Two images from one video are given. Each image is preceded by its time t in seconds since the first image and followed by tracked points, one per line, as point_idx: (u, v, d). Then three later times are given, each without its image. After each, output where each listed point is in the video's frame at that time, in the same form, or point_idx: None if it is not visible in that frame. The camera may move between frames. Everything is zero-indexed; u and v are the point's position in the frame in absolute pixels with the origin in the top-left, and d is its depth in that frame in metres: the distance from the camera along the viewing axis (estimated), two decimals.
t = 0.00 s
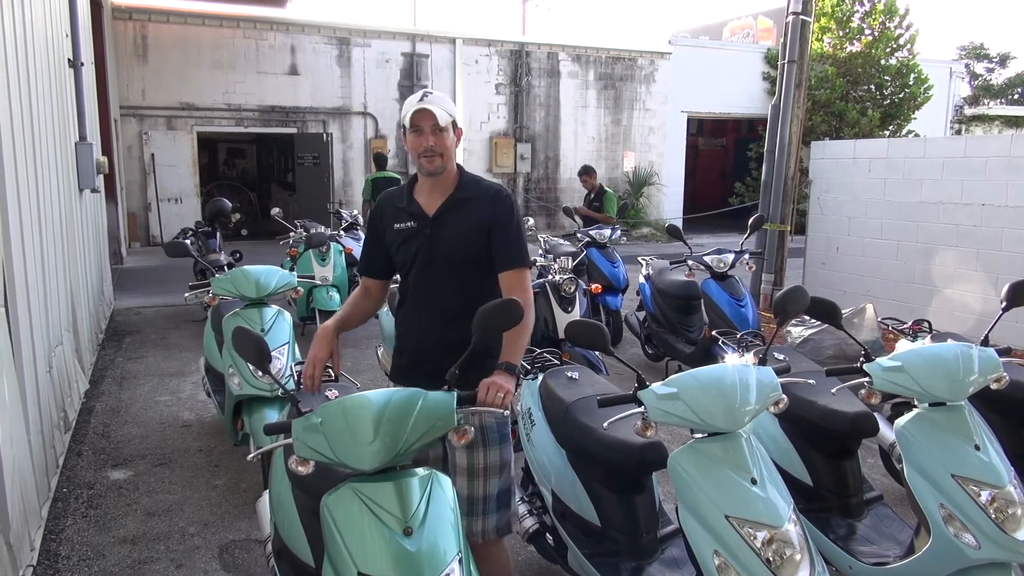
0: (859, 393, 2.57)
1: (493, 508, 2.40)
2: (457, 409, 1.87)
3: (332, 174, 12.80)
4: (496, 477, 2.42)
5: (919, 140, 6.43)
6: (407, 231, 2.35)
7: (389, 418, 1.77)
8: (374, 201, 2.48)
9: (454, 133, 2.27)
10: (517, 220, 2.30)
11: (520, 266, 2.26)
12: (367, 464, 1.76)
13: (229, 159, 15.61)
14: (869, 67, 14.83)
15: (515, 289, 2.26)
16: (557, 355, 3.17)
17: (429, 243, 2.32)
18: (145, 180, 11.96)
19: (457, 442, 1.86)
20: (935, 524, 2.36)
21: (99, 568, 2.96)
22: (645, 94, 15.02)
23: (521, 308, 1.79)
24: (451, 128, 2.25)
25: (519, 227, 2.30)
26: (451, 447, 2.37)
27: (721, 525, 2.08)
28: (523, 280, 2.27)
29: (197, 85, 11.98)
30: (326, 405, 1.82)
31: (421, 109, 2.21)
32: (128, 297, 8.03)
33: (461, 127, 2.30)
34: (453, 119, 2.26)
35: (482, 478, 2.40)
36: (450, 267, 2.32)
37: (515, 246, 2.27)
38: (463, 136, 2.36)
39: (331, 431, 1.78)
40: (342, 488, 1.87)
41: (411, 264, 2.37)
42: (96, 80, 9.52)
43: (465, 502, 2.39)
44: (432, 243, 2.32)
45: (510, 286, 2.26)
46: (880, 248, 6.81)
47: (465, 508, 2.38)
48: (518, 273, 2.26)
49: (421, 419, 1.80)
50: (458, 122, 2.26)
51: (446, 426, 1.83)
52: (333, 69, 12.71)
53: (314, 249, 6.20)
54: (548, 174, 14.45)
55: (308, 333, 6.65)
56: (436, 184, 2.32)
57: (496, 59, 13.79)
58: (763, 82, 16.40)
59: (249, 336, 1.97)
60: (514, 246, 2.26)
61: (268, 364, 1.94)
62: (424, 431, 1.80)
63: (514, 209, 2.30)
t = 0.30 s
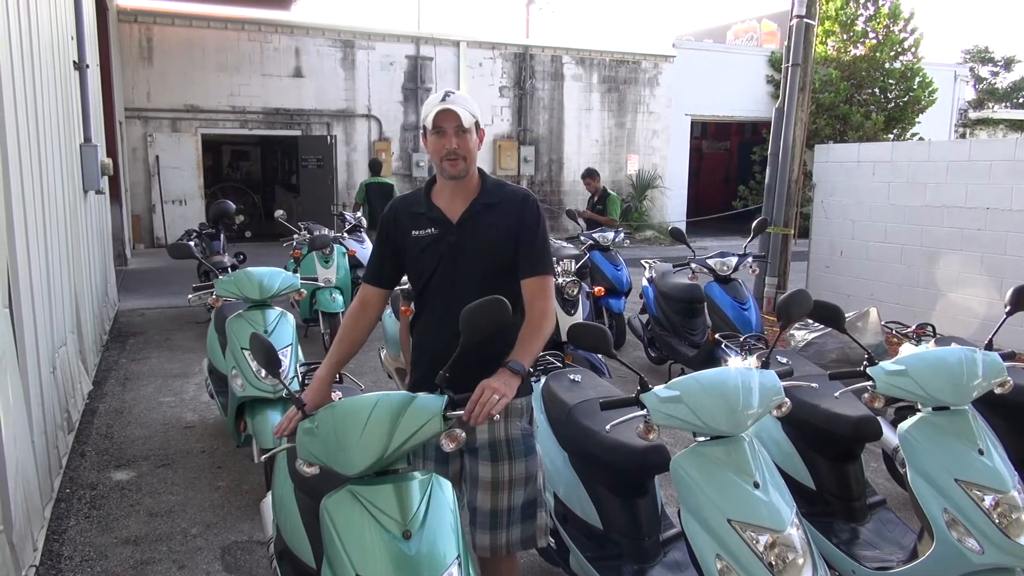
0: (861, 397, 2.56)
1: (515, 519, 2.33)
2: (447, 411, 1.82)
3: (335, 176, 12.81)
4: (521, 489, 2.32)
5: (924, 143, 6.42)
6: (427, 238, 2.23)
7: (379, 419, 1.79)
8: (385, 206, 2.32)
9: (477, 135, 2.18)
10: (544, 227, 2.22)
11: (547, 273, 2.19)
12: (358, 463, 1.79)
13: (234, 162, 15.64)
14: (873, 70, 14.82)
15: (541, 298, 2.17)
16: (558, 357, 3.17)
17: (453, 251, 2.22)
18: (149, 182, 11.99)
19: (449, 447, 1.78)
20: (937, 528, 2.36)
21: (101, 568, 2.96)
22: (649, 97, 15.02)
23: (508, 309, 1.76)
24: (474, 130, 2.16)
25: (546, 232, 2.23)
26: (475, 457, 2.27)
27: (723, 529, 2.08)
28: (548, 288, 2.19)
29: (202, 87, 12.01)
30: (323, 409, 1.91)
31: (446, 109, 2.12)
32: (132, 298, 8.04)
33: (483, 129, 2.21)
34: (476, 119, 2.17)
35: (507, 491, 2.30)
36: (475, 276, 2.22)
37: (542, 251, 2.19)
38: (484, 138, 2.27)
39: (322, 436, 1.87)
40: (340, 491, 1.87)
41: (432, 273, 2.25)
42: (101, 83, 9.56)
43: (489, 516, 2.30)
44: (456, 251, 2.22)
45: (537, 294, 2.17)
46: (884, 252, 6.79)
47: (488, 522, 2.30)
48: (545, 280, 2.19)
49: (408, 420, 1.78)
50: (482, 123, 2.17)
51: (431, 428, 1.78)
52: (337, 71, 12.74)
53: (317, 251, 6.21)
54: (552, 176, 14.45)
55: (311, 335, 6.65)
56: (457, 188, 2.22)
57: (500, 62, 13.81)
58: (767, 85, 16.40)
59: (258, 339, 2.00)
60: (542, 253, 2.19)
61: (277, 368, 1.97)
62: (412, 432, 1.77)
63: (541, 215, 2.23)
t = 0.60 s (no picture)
0: (864, 399, 2.55)
1: (537, 525, 2.27)
2: (439, 413, 1.81)
3: (338, 177, 12.82)
4: (543, 496, 2.27)
5: (926, 143, 6.41)
6: (441, 242, 2.20)
7: (372, 419, 1.80)
8: (396, 211, 2.29)
9: (481, 135, 2.11)
10: (560, 226, 2.19)
11: (565, 271, 2.15)
12: (352, 463, 1.79)
13: (236, 163, 15.65)
14: (876, 70, 14.81)
15: (557, 298, 2.12)
16: (559, 359, 3.17)
17: (468, 254, 2.18)
18: (152, 183, 12.02)
19: (442, 448, 1.77)
20: (940, 530, 2.36)
21: (103, 568, 2.97)
22: (651, 97, 15.01)
23: (495, 310, 1.75)
24: (478, 128, 2.08)
25: (562, 231, 2.19)
26: (494, 466, 2.25)
27: (725, 530, 2.07)
28: (565, 288, 2.14)
29: (205, 88, 12.02)
30: (322, 412, 1.93)
31: (444, 111, 2.04)
32: (133, 299, 8.06)
33: (489, 124, 2.12)
34: (480, 116, 2.08)
35: (528, 497, 2.25)
36: (490, 278, 2.18)
37: (559, 251, 2.15)
38: (491, 135, 2.20)
39: (319, 440, 1.89)
40: (340, 493, 1.87)
41: (446, 277, 2.22)
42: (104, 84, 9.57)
43: (509, 522, 2.25)
44: (471, 253, 2.18)
45: (554, 294, 2.12)
46: (887, 252, 6.78)
47: (508, 528, 2.24)
48: (566, 280, 2.14)
49: (400, 421, 1.78)
50: (484, 124, 2.09)
51: (422, 430, 1.78)
52: (339, 72, 12.75)
53: (320, 252, 6.22)
54: (554, 177, 14.45)
55: (313, 336, 6.65)
56: (470, 189, 2.19)
57: (503, 63, 13.82)
58: (769, 85, 16.38)
59: (265, 343, 2.04)
60: (559, 252, 2.15)
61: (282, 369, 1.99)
62: (405, 432, 1.77)
63: (557, 213, 2.20)
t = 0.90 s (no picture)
0: (866, 400, 2.55)
1: (544, 529, 2.26)
2: (440, 412, 1.81)
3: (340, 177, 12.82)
4: (551, 500, 2.26)
5: (930, 144, 6.39)
6: (443, 245, 2.20)
7: (371, 419, 1.81)
8: (397, 216, 2.29)
9: (467, 143, 2.06)
10: (563, 225, 2.18)
11: (570, 269, 2.14)
12: (351, 463, 1.79)
13: (239, 162, 15.66)
14: (879, 72, 14.79)
15: (562, 298, 2.12)
16: (561, 359, 3.17)
17: (469, 256, 2.18)
18: (154, 183, 12.03)
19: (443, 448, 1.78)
20: (943, 532, 2.35)
21: (104, 567, 2.96)
22: (654, 98, 15.00)
23: (496, 310, 1.75)
24: (462, 135, 2.03)
25: (566, 230, 2.18)
26: (501, 470, 2.25)
27: (726, 531, 2.07)
28: (571, 287, 2.14)
29: (208, 88, 12.04)
30: (322, 412, 1.93)
31: (426, 123, 1.99)
32: (135, 298, 8.06)
33: (476, 128, 2.06)
34: (466, 121, 2.03)
35: (536, 502, 2.24)
36: (493, 279, 2.17)
37: (562, 251, 2.15)
38: (480, 137, 2.13)
39: (320, 440, 1.89)
40: (340, 493, 1.87)
41: (449, 281, 2.22)
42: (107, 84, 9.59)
43: (516, 526, 2.24)
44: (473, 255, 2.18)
45: (559, 294, 2.12)
46: (890, 253, 6.76)
47: (515, 532, 2.24)
48: (572, 281, 2.14)
49: (399, 421, 1.78)
50: (466, 133, 2.03)
51: (423, 428, 1.78)
52: (342, 72, 12.76)
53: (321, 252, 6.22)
54: (556, 178, 14.44)
55: (315, 336, 6.66)
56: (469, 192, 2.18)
57: (505, 63, 13.82)
58: (772, 86, 16.36)
59: (267, 343, 2.04)
60: (562, 251, 2.14)
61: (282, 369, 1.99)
62: (405, 433, 1.77)
63: (559, 210, 2.19)
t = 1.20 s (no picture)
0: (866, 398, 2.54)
1: (540, 533, 2.25)
2: (437, 411, 1.81)
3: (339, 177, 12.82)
4: (546, 504, 2.25)
5: (929, 141, 6.38)
6: (434, 246, 2.20)
7: (368, 420, 1.80)
8: (388, 220, 2.29)
9: (446, 144, 2.04)
10: (555, 220, 2.16)
11: (564, 265, 2.12)
12: (349, 464, 1.78)
13: (238, 163, 15.66)
14: (877, 69, 14.78)
15: (559, 295, 2.10)
16: (560, 358, 3.16)
17: (461, 255, 2.17)
18: (154, 184, 12.03)
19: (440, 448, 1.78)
20: (943, 529, 2.34)
21: (103, 570, 2.95)
22: (652, 97, 14.99)
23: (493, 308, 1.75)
24: (439, 137, 2.01)
25: (558, 224, 2.16)
26: (495, 472, 2.25)
27: (726, 530, 2.06)
28: (567, 283, 2.12)
29: (206, 89, 12.03)
30: (319, 413, 1.92)
31: (404, 126, 1.98)
32: (134, 300, 8.05)
33: (455, 127, 2.04)
34: (445, 122, 2.01)
35: (531, 506, 2.23)
36: (486, 277, 2.16)
37: (556, 246, 2.12)
38: (463, 134, 2.11)
39: (316, 440, 1.88)
40: (337, 495, 1.86)
41: (442, 282, 2.22)
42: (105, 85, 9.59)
43: (510, 529, 2.24)
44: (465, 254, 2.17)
45: (555, 291, 2.10)
46: (890, 250, 6.76)
47: (510, 535, 2.24)
48: (566, 276, 2.12)
49: (396, 422, 1.77)
50: (444, 133, 2.01)
51: (420, 427, 1.77)
52: (340, 72, 12.75)
53: (320, 252, 6.21)
54: (555, 177, 14.44)
55: (314, 336, 6.65)
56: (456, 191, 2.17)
57: (504, 62, 13.80)
58: (771, 84, 16.35)
59: (262, 344, 2.03)
60: (555, 246, 2.12)
61: (279, 371, 1.99)
62: (402, 434, 1.76)
63: (549, 205, 2.17)
